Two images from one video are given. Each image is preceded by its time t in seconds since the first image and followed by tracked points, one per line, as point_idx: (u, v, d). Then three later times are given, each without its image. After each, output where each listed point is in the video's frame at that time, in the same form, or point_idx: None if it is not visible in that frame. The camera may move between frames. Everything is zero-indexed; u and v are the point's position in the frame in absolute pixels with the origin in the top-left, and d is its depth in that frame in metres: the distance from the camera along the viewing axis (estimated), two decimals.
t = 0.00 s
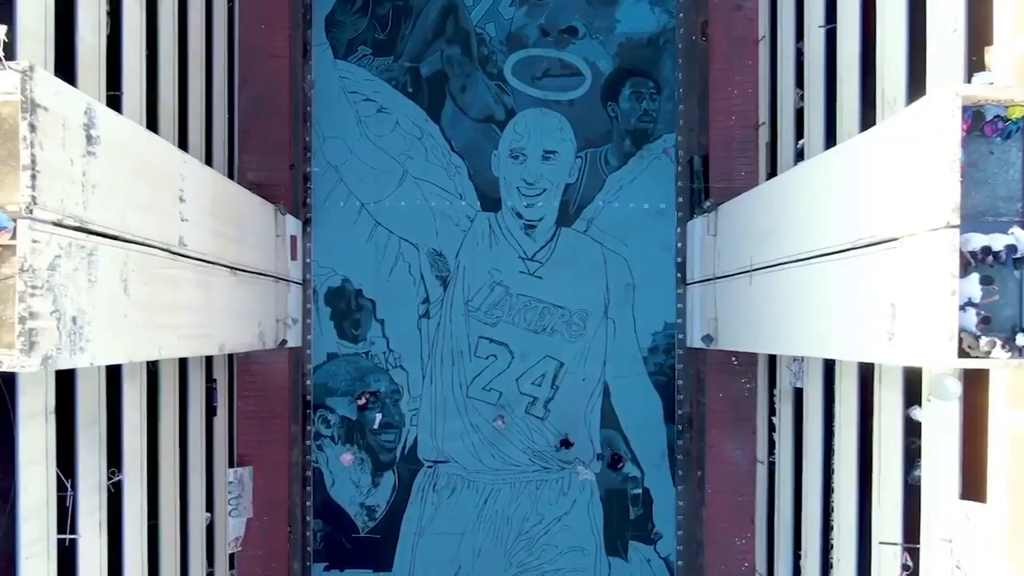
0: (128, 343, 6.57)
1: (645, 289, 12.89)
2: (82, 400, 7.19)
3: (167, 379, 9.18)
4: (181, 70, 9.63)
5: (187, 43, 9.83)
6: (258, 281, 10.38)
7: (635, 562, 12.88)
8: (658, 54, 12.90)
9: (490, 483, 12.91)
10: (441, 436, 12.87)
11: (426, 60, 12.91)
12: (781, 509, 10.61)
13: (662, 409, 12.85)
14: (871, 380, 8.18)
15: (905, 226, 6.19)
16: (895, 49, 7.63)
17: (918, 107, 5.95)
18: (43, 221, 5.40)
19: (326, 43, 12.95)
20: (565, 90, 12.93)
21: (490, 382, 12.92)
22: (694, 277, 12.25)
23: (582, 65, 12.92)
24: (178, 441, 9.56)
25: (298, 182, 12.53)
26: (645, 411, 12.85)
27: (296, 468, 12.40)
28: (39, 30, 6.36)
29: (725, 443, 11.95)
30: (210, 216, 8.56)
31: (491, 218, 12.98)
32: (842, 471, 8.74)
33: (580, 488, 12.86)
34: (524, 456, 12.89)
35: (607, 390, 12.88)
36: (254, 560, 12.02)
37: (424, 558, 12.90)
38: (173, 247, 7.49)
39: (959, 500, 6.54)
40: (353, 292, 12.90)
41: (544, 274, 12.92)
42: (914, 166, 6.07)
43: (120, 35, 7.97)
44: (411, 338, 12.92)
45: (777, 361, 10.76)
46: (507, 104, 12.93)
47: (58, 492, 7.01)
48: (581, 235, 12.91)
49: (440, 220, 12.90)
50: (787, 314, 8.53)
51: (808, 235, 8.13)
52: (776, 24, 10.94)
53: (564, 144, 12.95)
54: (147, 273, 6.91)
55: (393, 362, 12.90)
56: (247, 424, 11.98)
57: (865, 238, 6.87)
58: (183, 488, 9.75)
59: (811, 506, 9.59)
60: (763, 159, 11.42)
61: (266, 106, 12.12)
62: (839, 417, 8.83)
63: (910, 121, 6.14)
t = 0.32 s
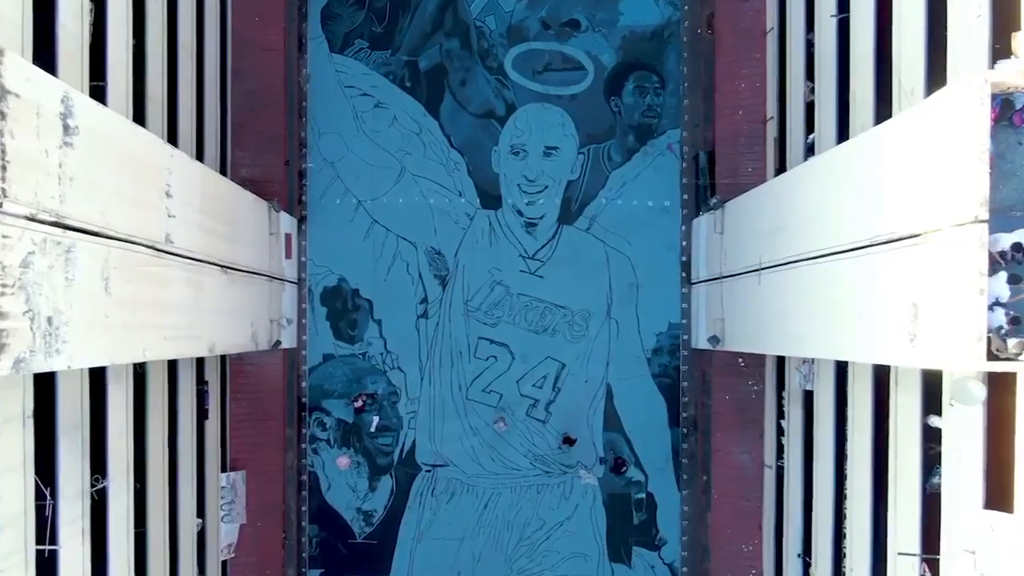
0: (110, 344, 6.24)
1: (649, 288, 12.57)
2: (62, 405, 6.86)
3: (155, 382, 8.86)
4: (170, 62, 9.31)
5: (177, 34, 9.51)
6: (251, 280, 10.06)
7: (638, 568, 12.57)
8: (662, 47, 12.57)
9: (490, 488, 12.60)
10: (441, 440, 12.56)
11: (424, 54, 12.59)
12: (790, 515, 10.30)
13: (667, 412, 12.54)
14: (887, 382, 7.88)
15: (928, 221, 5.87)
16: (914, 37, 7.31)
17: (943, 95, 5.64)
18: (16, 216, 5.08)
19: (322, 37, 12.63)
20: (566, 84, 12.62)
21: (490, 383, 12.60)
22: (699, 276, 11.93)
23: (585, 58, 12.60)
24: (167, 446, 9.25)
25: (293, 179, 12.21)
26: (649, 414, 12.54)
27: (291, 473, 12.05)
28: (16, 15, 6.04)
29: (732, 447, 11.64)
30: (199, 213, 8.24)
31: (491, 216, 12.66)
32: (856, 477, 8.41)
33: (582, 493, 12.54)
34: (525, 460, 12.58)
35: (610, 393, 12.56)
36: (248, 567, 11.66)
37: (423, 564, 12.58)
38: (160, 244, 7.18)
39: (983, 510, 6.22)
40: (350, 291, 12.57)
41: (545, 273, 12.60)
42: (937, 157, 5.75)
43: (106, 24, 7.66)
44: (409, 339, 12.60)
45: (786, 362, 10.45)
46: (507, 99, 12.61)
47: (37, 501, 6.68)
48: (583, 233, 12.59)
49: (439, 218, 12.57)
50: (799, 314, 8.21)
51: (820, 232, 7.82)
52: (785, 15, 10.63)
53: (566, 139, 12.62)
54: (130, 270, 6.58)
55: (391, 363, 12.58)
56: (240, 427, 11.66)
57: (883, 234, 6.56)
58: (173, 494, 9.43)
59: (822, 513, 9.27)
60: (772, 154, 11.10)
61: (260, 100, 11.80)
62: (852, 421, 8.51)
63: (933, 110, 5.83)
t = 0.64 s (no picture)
0: (91, 345, 5.94)
1: (653, 287, 12.25)
2: (40, 409, 6.56)
3: (142, 384, 8.53)
4: (159, 52, 8.99)
5: (167, 23, 9.19)
6: (243, 278, 9.75)
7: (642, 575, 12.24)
8: (667, 40, 12.27)
9: (491, 492, 12.28)
10: (439, 442, 12.24)
11: (423, 46, 12.27)
12: (799, 521, 9.98)
13: (671, 414, 12.22)
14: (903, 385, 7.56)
15: (954, 215, 5.55)
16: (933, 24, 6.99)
17: (970, 81, 5.32)
18: None
19: (317, 29, 12.30)
20: (568, 78, 12.30)
21: (490, 385, 12.28)
22: (705, 275, 11.61)
23: (587, 51, 12.29)
24: (155, 450, 8.93)
25: (287, 175, 11.88)
26: (654, 416, 12.22)
27: (285, 476, 11.77)
28: None
29: (739, 450, 11.32)
30: (187, 208, 7.92)
31: (491, 213, 12.34)
32: (870, 483, 8.09)
33: (585, 497, 12.22)
34: (526, 463, 12.26)
35: (613, 395, 12.24)
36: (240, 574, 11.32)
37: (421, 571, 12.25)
38: (144, 241, 6.86)
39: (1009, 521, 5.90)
40: (346, 290, 12.24)
41: (547, 272, 12.28)
42: (963, 146, 5.43)
43: (89, 10, 7.33)
44: (407, 339, 12.28)
45: (795, 363, 10.13)
46: (508, 93, 12.29)
47: (13, 510, 6.36)
48: (585, 231, 12.27)
49: (438, 215, 12.25)
50: (812, 315, 7.89)
51: (834, 227, 7.49)
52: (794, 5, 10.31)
53: (568, 134, 12.30)
54: (112, 267, 6.27)
55: (388, 364, 12.26)
56: (232, 430, 11.28)
57: (903, 229, 6.23)
58: (161, 500, 9.11)
59: (834, 519, 8.95)
60: (780, 149, 10.78)
61: (253, 93, 11.45)
62: (866, 425, 8.19)
63: (958, 98, 5.50)
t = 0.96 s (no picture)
0: (67, 344, 5.61)
1: (658, 285, 11.92)
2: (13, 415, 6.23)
3: (127, 386, 8.19)
4: (146, 40, 8.66)
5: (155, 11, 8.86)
6: (234, 276, 9.42)
7: None
8: (671, 31, 11.94)
9: (490, 496, 11.96)
10: (438, 445, 11.91)
11: (420, 38, 11.93)
12: (810, 527, 9.65)
13: (676, 416, 11.89)
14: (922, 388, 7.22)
15: (982, 208, 5.21)
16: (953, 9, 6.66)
17: (1001, 64, 4.97)
18: None
19: (312, 20, 11.98)
20: (570, 70, 11.96)
21: (490, 386, 11.94)
22: (712, 273, 11.27)
23: (589, 43, 11.96)
24: (142, 454, 8.59)
25: (281, 170, 11.55)
26: (658, 418, 11.89)
27: (279, 480, 11.45)
28: None
29: (746, 453, 11.00)
30: (173, 202, 7.59)
31: (491, 209, 12.00)
32: (885, 488, 7.76)
33: (587, 501, 11.89)
34: (527, 467, 11.94)
35: (616, 396, 11.90)
36: None
37: None
38: (126, 235, 6.52)
39: None
40: (341, 289, 11.91)
41: (548, 270, 11.94)
42: (991, 133, 5.10)
43: None
44: (404, 339, 11.95)
45: (806, 363, 9.78)
46: (508, 86, 11.96)
47: None
48: (588, 227, 11.93)
49: (437, 211, 11.92)
50: (826, 313, 7.55)
51: (849, 222, 7.16)
52: None
53: (570, 128, 11.97)
54: (91, 263, 5.93)
55: (385, 365, 11.93)
56: (224, 432, 10.98)
57: (925, 222, 5.90)
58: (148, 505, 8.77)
59: (847, 526, 8.62)
60: (789, 143, 10.45)
61: (244, 85, 11.12)
62: (882, 429, 7.85)
63: (986, 82, 5.16)
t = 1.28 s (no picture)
0: (38, 347, 5.29)
1: (662, 285, 11.60)
2: None
3: (112, 389, 7.90)
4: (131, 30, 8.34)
5: None
6: (224, 274, 9.10)
7: None
8: (675, 23, 11.61)
9: (490, 501, 11.63)
10: (435, 449, 11.58)
11: (418, 31, 11.61)
12: (820, 534, 9.33)
13: (681, 419, 11.57)
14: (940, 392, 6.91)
15: (1012, 201, 4.88)
16: None
17: None
18: None
19: (307, 13, 11.67)
20: (572, 64, 11.64)
21: (489, 388, 11.61)
22: (718, 272, 10.95)
23: (592, 36, 11.63)
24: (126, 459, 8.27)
25: (274, 166, 11.24)
26: (662, 421, 11.57)
27: (272, 485, 11.11)
28: None
29: (752, 458, 10.65)
30: (157, 197, 7.26)
31: (491, 206, 11.67)
32: (901, 495, 7.45)
33: (589, 507, 11.57)
34: (527, 471, 11.61)
35: (619, 399, 11.58)
36: None
37: None
38: (105, 231, 6.20)
39: None
40: (336, 288, 11.57)
41: (549, 269, 11.62)
42: (1019, 123, 4.77)
43: None
44: (401, 340, 11.62)
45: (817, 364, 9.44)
46: (508, 80, 11.63)
47: None
48: (590, 225, 11.61)
49: (434, 208, 11.59)
50: (840, 314, 7.22)
51: (866, 218, 6.83)
52: None
53: (571, 123, 11.64)
54: (66, 260, 5.62)
55: (381, 366, 11.60)
56: (215, 437, 10.62)
57: (948, 217, 5.57)
58: (133, 512, 8.45)
59: (859, 534, 8.30)
60: (799, 138, 10.14)
61: (237, 79, 10.77)
62: (897, 434, 7.53)
63: (1011, 67, 4.84)
